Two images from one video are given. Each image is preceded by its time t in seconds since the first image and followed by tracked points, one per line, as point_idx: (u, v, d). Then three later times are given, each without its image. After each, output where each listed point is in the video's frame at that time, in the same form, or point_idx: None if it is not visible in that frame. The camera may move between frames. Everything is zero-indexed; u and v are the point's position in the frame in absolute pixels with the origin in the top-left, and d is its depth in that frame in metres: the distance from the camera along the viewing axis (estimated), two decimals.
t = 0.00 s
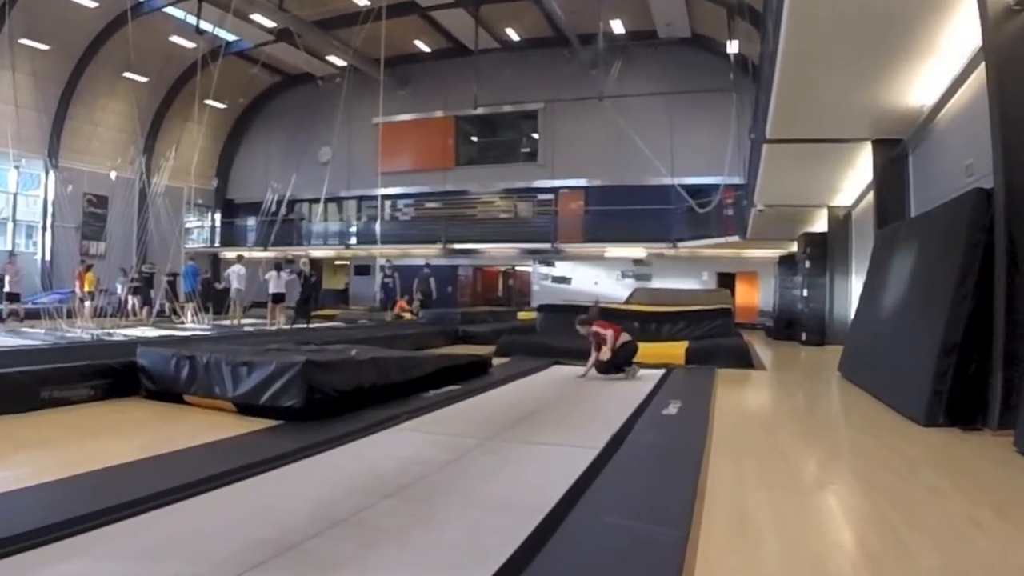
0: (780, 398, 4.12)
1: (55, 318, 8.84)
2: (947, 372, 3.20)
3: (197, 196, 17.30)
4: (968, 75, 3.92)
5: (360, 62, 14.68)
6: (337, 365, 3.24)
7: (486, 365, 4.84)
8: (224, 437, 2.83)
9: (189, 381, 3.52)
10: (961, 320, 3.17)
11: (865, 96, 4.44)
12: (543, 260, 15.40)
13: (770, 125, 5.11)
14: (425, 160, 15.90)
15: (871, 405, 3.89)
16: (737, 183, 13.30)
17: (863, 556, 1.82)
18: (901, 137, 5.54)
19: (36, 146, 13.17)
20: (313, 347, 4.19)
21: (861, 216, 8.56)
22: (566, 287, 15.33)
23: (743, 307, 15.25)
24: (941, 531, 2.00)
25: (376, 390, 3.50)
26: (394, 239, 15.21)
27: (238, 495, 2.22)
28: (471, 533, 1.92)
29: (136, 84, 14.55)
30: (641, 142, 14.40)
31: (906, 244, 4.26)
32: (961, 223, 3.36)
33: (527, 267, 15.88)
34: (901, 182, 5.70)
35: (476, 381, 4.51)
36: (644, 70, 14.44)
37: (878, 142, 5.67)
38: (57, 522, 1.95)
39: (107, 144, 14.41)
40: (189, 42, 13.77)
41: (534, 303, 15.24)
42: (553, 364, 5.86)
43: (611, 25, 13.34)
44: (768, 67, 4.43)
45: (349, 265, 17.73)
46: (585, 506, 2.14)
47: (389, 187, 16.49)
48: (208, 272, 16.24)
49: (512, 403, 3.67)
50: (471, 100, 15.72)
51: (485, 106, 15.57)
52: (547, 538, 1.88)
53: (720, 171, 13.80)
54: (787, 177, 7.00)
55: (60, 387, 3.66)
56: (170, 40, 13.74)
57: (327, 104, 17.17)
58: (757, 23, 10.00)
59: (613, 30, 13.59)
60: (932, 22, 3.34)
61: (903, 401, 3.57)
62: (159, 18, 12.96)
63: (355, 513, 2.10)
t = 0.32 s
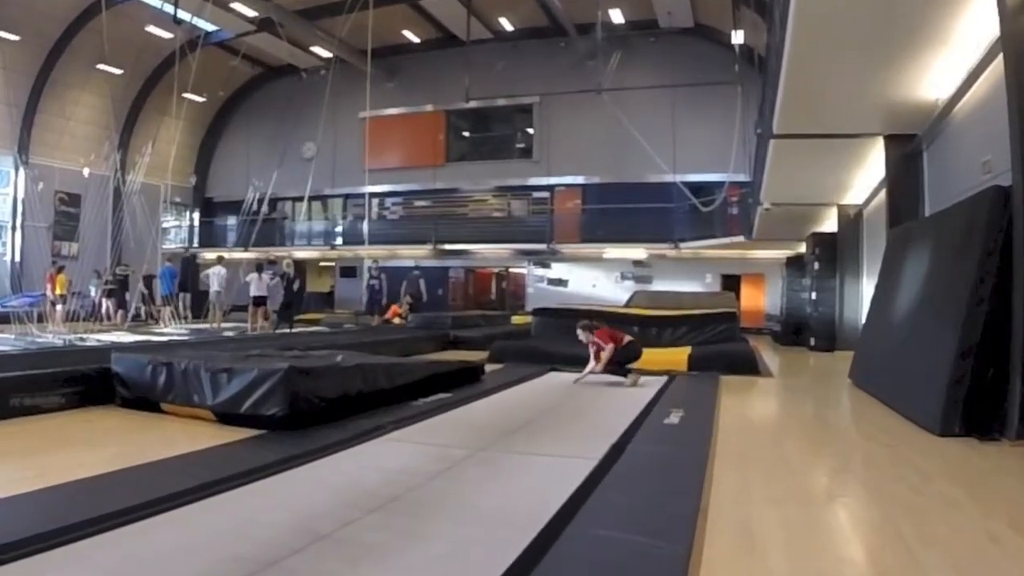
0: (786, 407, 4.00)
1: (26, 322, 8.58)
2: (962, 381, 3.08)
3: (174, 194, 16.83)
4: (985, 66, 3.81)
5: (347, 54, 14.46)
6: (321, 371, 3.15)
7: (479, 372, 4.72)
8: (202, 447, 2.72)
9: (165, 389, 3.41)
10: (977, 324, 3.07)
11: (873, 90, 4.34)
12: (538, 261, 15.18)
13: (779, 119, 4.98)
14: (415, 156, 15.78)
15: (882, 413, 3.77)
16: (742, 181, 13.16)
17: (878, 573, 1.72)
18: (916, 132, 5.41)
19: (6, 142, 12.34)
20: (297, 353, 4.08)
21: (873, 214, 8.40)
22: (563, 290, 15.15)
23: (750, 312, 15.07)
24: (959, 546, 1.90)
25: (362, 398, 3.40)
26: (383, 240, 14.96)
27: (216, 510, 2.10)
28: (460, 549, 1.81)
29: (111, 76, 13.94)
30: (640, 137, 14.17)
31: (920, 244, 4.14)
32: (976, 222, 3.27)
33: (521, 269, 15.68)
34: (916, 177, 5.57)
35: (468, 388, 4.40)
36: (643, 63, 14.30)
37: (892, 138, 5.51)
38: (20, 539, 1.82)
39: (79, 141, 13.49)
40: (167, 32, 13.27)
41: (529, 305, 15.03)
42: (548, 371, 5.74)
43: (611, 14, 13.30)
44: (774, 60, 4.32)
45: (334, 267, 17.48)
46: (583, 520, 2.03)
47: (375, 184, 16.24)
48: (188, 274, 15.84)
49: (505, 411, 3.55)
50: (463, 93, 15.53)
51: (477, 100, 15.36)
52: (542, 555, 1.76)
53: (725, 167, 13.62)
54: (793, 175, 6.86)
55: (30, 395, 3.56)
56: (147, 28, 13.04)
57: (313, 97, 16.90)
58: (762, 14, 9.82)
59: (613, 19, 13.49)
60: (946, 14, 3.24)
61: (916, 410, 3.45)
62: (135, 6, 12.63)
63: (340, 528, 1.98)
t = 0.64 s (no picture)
0: (793, 415, 3.88)
1: None
2: (979, 388, 2.96)
3: (151, 191, 16.64)
4: (1001, 59, 3.71)
5: (333, 44, 14.27)
6: (307, 378, 3.06)
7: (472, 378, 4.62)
8: (182, 458, 2.63)
9: (143, 396, 3.31)
10: (995, 326, 2.96)
11: (886, 83, 4.25)
12: (534, 263, 15.06)
13: (786, 114, 4.87)
14: (404, 153, 15.68)
15: (894, 422, 3.66)
16: (748, 177, 13.07)
17: None
18: (930, 126, 5.30)
19: None
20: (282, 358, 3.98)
21: (884, 211, 8.30)
22: (560, 292, 15.04)
23: (756, 316, 14.92)
24: (979, 559, 1.80)
25: (349, 406, 3.30)
26: (370, 240, 14.82)
27: (195, 523, 1.99)
28: (450, 564, 1.70)
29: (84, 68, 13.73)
30: (640, 131, 14.07)
31: (934, 245, 4.04)
32: (995, 221, 3.17)
33: (516, 270, 15.56)
34: (930, 174, 5.46)
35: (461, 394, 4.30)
36: (643, 55, 14.20)
37: (905, 133, 5.42)
38: None
39: (53, 136, 13.42)
40: (144, 22, 13.01)
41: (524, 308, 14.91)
42: (544, 378, 5.63)
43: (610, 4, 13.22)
44: (780, 51, 4.20)
45: (319, 269, 17.34)
46: (582, 533, 1.93)
47: (362, 182, 16.12)
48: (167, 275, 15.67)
49: (500, 420, 3.45)
50: (453, 87, 15.42)
51: (468, 94, 15.26)
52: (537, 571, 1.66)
53: (730, 164, 13.55)
54: (802, 172, 6.77)
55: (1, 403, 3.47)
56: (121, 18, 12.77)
57: (298, 90, 16.79)
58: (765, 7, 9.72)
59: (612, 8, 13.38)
60: (962, 4, 3.14)
61: (930, 418, 3.34)
62: None
63: (327, 541, 1.88)
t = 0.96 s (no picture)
0: (800, 424, 3.78)
1: None
2: (995, 395, 2.86)
3: (127, 191, 16.50)
4: (1016, 53, 3.64)
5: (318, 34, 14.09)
6: (292, 385, 2.97)
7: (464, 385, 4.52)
8: (160, 469, 2.54)
9: (119, 404, 3.21)
10: (1012, 331, 2.87)
11: (895, 76, 4.17)
12: (528, 264, 14.94)
13: (793, 109, 4.79)
14: (393, 149, 15.52)
15: (906, 431, 3.55)
16: (754, 175, 12.95)
17: None
18: (943, 122, 5.18)
19: None
20: (265, 364, 3.88)
21: (896, 209, 8.20)
22: (557, 295, 14.87)
23: (761, 318, 14.82)
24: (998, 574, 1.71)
25: (336, 414, 3.21)
26: (357, 240, 14.75)
27: (172, 537, 1.89)
28: None
29: (59, 60, 13.60)
30: (640, 126, 13.95)
31: (947, 246, 3.95)
32: (1011, 221, 3.08)
33: (510, 272, 15.44)
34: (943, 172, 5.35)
35: (452, 401, 4.20)
36: (644, 47, 14.10)
37: (917, 129, 5.30)
38: None
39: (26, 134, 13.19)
40: (122, 13, 12.87)
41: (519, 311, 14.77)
42: (540, 385, 5.52)
43: None
44: (788, 42, 4.11)
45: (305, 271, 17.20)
46: (581, 548, 1.83)
47: (350, 181, 15.97)
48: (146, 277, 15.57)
49: (495, 429, 3.35)
50: (446, 81, 15.28)
51: (460, 87, 15.12)
52: None
53: (734, 163, 13.44)
54: (812, 169, 6.67)
55: None
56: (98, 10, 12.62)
57: (283, 82, 16.66)
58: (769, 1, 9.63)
59: None
60: None
61: (943, 427, 3.24)
62: None
63: (313, 555, 1.79)
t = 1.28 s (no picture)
0: (807, 433, 3.69)
1: None
2: (1010, 403, 2.78)
3: (105, 189, 16.36)
4: None
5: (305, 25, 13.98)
6: (277, 393, 2.90)
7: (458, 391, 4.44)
8: (140, 479, 2.46)
9: (95, 412, 3.13)
10: None
11: (907, 69, 4.08)
12: (524, 265, 14.85)
13: (799, 105, 4.74)
14: (384, 146, 15.40)
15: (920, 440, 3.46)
16: (759, 172, 12.84)
17: None
18: (958, 117, 5.09)
19: None
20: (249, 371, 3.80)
21: (907, 208, 8.13)
22: (554, 298, 14.78)
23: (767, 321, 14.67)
24: None
25: (324, 422, 3.13)
26: (344, 240, 14.68)
27: (151, 550, 1.81)
28: None
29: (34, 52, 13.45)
30: (640, 121, 13.87)
31: (961, 248, 3.86)
32: None
33: (505, 274, 15.33)
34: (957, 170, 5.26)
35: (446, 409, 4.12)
36: (645, 38, 14.01)
37: (929, 123, 5.21)
38: None
39: None
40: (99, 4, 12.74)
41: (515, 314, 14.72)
42: (536, 392, 5.43)
43: None
44: (794, 36, 4.04)
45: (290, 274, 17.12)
46: (580, 561, 1.75)
47: (338, 178, 15.84)
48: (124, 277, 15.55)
49: (489, 437, 3.27)
50: (438, 75, 15.14)
51: (453, 81, 15.01)
52: None
53: (739, 159, 13.35)
54: (822, 166, 6.59)
55: None
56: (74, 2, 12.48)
57: (267, 74, 16.55)
58: None
59: None
60: None
61: (957, 436, 3.15)
62: None
63: (298, 569, 1.71)
